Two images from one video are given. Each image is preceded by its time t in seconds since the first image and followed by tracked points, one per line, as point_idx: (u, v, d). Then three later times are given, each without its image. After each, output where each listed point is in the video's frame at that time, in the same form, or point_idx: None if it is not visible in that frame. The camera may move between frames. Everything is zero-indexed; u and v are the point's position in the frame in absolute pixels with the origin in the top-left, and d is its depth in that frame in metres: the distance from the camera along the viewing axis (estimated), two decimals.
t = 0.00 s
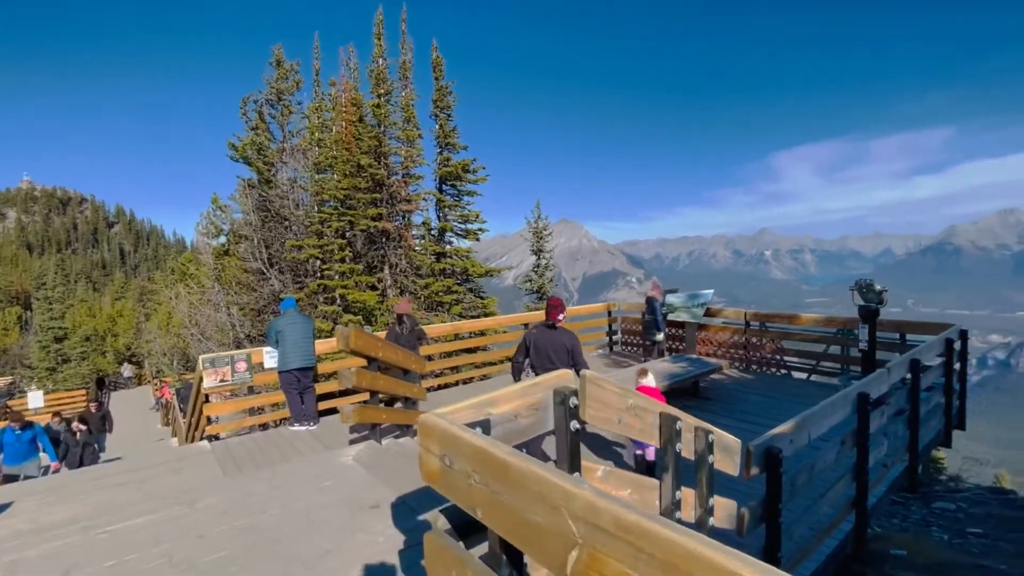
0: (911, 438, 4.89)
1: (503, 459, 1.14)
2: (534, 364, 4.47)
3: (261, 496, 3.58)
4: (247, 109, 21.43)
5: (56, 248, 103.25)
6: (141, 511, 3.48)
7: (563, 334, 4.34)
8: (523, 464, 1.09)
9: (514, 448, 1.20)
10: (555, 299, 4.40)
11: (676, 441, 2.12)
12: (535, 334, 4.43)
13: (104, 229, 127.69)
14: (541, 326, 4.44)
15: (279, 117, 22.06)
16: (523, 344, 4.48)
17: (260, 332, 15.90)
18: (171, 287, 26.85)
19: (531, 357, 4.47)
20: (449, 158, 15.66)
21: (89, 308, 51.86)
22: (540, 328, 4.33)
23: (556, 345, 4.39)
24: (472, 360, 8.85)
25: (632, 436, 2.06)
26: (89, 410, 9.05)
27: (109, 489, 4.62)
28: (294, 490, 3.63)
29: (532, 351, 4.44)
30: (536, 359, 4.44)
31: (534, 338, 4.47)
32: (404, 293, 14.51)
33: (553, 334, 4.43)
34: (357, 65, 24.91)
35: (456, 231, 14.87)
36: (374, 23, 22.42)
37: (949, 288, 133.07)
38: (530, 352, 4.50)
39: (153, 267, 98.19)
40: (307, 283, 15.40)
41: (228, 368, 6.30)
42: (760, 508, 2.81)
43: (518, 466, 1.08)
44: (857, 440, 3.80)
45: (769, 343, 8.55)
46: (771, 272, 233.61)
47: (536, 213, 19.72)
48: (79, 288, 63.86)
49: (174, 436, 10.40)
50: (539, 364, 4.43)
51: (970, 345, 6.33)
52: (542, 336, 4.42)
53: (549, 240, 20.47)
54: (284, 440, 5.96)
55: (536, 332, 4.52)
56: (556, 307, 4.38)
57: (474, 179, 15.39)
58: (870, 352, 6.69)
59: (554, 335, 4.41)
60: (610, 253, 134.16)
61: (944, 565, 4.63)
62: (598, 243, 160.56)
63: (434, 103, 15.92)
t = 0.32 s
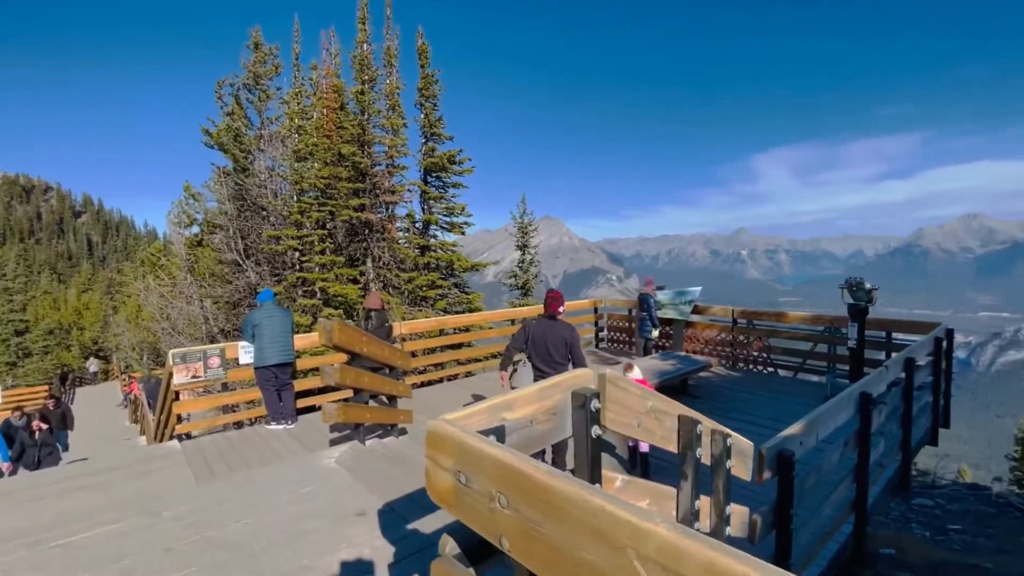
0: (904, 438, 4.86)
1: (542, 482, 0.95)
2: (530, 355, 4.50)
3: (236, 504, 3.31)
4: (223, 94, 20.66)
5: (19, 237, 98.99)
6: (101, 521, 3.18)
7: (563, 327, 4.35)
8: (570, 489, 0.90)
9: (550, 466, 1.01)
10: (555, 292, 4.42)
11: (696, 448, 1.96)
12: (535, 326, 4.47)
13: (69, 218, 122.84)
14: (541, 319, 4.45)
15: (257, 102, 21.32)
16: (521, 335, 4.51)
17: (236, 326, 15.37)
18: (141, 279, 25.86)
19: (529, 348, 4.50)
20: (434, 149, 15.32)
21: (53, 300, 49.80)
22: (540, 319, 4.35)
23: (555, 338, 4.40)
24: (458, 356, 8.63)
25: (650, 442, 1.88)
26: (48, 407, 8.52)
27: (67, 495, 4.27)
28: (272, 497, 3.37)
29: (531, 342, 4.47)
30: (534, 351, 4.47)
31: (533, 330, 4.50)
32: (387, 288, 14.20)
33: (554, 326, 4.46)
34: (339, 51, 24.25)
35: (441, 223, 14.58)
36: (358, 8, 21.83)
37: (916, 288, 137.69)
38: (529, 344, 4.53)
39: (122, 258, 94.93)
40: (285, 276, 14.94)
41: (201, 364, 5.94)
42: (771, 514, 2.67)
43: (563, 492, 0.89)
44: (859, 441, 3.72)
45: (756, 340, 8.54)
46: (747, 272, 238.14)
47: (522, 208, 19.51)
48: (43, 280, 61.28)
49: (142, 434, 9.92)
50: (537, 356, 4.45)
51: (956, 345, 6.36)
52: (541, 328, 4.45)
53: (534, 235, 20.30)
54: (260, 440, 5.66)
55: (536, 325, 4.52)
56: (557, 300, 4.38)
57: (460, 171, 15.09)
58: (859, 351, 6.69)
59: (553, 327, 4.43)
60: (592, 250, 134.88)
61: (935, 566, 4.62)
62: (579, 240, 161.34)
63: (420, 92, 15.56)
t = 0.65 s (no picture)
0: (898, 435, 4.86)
1: (633, 525, 0.81)
2: (524, 350, 4.31)
3: (218, 516, 3.06)
4: (197, 77, 19.82)
5: None
6: (65, 537, 2.88)
7: (558, 320, 4.22)
8: (670, 535, 0.76)
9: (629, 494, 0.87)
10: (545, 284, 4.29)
11: (734, 455, 1.82)
12: (529, 320, 4.29)
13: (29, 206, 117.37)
14: (533, 313, 4.31)
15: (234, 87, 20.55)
16: (515, 331, 4.31)
17: (211, 320, 14.81)
18: (107, 270, 24.84)
19: (524, 344, 4.31)
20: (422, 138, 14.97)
21: (11, 291, 47.50)
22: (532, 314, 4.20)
23: (550, 331, 4.28)
24: (445, 353, 8.42)
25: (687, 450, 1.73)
26: (8, 405, 8.01)
27: (29, 504, 3.94)
28: (258, 507, 3.13)
29: (525, 338, 4.28)
30: (528, 346, 4.28)
31: (526, 325, 4.33)
32: (371, 281, 13.88)
33: (546, 320, 4.33)
34: (320, 36, 23.55)
35: (427, 216, 14.30)
36: None
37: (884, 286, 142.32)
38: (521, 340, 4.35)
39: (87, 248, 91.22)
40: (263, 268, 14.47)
41: (175, 362, 5.61)
42: (791, 518, 2.59)
43: (666, 538, 0.75)
44: (865, 441, 3.67)
45: (744, 337, 8.56)
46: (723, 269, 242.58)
47: (507, 202, 19.33)
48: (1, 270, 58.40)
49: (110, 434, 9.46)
50: (532, 351, 4.28)
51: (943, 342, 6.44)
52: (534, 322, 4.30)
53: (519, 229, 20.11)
54: (239, 441, 5.36)
55: (528, 321, 4.37)
56: (545, 293, 4.28)
57: (447, 162, 14.80)
58: (849, 347, 6.71)
59: (547, 320, 4.30)
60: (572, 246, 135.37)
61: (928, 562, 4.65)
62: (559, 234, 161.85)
63: (406, 79, 15.20)
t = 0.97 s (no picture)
0: (892, 431, 4.89)
1: None
2: (522, 348, 4.13)
3: (201, 530, 2.85)
4: (169, 61, 19.00)
5: None
6: (29, 559, 2.64)
7: (556, 315, 4.07)
8: None
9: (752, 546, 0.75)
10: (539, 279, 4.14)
11: (771, 465, 1.72)
12: (525, 317, 4.13)
13: None
14: (527, 309, 4.15)
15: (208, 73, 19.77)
16: (511, 328, 4.15)
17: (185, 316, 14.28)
18: (72, 263, 23.75)
19: (520, 341, 4.16)
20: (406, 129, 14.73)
21: None
22: (528, 311, 4.05)
23: (547, 327, 4.14)
24: (433, 349, 8.23)
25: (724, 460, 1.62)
26: None
27: None
28: (246, 520, 2.92)
29: (523, 335, 4.11)
30: (527, 343, 4.10)
31: (521, 322, 4.18)
32: (353, 276, 13.57)
33: (543, 316, 4.17)
34: (300, 21, 22.83)
35: (412, 209, 13.99)
36: None
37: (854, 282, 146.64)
38: (518, 337, 4.17)
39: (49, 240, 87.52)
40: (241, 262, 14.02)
41: (148, 361, 5.30)
42: (809, 525, 2.52)
43: None
44: (867, 440, 3.62)
45: (732, 333, 8.57)
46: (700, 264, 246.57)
47: (492, 196, 19.15)
48: None
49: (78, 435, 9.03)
50: (531, 349, 4.10)
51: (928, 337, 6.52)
52: (531, 318, 4.13)
53: (504, 223, 19.92)
54: (218, 444, 5.09)
55: (521, 318, 4.20)
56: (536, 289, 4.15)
57: (432, 154, 14.51)
58: (838, 343, 6.75)
59: (543, 316, 4.14)
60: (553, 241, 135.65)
61: (920, 557, 4.70)
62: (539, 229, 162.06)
63: (390, 68, 14.87)
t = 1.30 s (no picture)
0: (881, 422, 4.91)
1: None
2: (521, 341, 4.10)
3: (177, 551, 2.61)
4: (130, 39, 17.99)
5: None
6: None
7: (557, 308, 4.08)
8: None
9: None
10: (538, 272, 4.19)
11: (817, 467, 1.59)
12: (525, 310, 4.12)
13: None
14: (527, 303, 4.15)
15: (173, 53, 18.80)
16: (510, 321, 4.12)
17: (150, 311, 13.62)
18: (26, 253, 22.39)
19: (519, 335, 4.13)
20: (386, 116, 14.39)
21: None
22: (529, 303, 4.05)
23: (547, 321, 4.13)
24: (416, 344, 8.00)
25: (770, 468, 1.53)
26: None
27: None
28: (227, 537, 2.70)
29: (523, 329, 4.09)
30: (526, 335, 4.07)
31: (520, 316, 4.17)
32: (330, 268, 13.23)
33: (542, 310, 4.18)
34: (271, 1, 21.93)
35: (391, 200, 13.75)
36: None
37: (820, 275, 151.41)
38: (517, 330, 4.15)
39: None
40: (210, 253, 13.44)
41: (111, 360, 4.91)
42: (830, 524, 2.40)
43: None
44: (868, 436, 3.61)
45: (717, 325, 8.57)
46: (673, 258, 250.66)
47: (471, 187, 18.88)
48: None
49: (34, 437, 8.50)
50: (530, 342, 4.07)
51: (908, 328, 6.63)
52: (531, 311, 4.12)
53: (484, 216, 19.67)
54: (191, 449, 4.73)
55: (521, 312, 4.19)
56: (535, 283, 4.20)
57: (412, 143, 14.18)
58: (823, 335, 6.80)
59: (543, 309, 4.15)
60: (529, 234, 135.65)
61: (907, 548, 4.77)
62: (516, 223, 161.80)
63: (369, 52, 14.49)
